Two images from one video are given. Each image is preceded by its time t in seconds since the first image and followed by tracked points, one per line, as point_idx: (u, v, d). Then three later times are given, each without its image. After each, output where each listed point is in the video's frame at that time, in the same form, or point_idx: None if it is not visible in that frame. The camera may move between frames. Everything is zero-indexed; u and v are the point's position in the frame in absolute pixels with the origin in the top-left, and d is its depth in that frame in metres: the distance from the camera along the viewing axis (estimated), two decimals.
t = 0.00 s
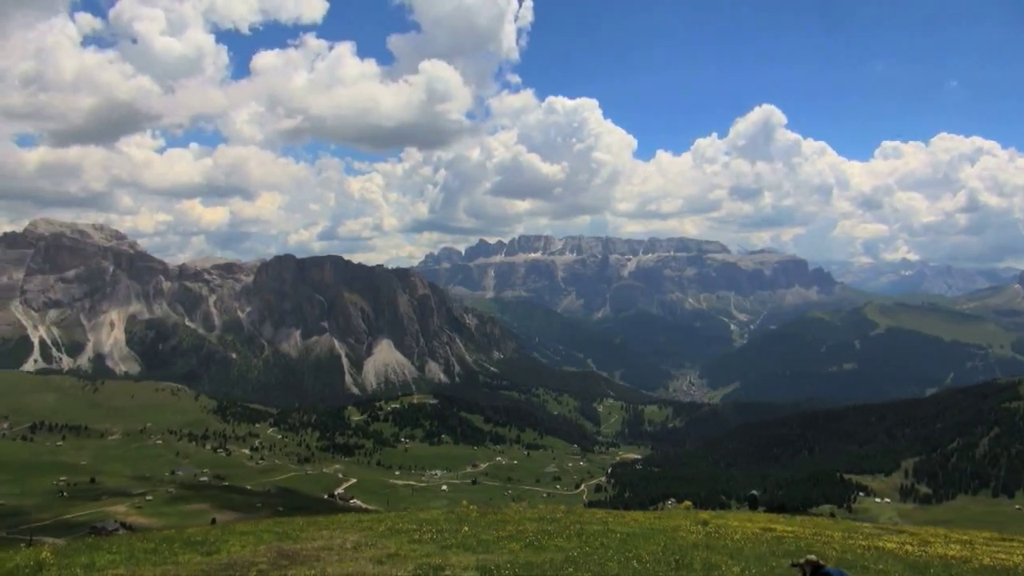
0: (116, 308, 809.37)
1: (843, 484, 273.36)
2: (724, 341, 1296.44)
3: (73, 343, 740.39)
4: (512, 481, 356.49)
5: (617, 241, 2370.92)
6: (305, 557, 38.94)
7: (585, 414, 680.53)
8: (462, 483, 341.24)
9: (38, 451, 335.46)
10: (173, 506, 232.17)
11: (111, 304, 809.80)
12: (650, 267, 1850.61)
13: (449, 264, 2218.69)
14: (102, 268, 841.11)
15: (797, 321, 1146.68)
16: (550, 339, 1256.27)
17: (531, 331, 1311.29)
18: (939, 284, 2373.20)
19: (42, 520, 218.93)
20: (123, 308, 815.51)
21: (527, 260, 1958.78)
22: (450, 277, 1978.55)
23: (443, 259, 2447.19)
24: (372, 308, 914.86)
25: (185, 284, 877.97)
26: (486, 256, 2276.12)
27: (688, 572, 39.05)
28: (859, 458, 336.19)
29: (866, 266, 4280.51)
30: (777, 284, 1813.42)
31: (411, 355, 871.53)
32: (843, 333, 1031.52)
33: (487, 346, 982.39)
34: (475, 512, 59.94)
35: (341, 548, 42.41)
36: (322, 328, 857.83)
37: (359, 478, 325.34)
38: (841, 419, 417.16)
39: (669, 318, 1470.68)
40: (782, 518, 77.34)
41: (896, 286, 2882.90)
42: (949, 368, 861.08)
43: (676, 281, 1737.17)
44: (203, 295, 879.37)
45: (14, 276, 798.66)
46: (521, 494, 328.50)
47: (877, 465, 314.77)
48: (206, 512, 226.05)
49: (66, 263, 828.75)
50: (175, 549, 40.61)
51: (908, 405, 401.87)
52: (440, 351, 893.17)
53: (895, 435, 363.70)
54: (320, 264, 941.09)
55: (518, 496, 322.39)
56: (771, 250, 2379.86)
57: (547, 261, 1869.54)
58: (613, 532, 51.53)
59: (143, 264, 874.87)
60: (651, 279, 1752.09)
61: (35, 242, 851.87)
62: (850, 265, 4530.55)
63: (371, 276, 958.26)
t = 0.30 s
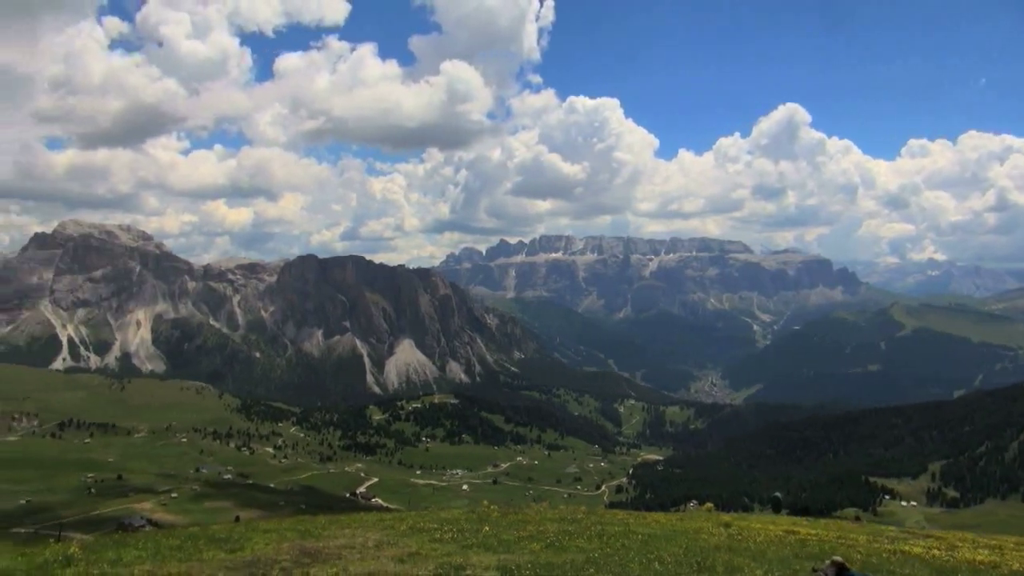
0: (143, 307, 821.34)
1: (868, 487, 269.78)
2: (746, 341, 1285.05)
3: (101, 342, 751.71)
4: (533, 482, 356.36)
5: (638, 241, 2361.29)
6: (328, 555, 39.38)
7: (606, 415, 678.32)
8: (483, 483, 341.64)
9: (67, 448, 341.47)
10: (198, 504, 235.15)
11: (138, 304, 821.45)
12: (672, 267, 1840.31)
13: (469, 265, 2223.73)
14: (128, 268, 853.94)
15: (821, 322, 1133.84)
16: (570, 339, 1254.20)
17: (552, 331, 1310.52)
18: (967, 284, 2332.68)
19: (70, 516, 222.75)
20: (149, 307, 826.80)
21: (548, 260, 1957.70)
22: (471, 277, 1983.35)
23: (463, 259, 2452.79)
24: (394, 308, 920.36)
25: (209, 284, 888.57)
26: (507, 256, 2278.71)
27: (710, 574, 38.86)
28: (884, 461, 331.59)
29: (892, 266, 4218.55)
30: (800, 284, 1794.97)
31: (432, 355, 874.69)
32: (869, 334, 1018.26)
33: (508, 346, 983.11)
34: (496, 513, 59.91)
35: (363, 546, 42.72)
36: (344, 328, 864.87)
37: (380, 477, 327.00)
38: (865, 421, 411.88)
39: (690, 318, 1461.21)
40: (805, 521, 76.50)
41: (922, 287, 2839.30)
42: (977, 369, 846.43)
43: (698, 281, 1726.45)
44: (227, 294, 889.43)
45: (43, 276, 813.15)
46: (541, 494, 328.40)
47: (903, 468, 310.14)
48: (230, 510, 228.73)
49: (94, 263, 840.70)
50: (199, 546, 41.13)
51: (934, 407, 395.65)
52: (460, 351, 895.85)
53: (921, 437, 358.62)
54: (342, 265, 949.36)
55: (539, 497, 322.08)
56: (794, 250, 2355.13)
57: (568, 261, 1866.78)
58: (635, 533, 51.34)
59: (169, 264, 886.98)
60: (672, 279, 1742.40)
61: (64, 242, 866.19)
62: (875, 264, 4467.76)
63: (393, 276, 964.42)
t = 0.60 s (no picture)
0: (170, 307, 833.50)
1: (896, 491, 265.33)
2: (771, 342, 1271.97)
3: (129, 341, 764.77)
4: (555, 482, 355.92)
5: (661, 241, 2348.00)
6: (351, 553, 39.73)
7: (629, 415, 675.45)
8: (505, 483, 341.78)
9: (96, 445, 348.11)
10: (223, 501, 238.48)
11: (165, 304, 834.26)
12: (695, 267, 1827.43)
13: (492, 265, 2227.73)
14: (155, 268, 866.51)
15: (847, 323, 1118.88)
16: (592, 340, 1250.79)
17: (574, 331, 1308.16)
18: (998, 284, 2286.81)
19: (99, 512, 226.94)
20: (176, 307, 839.51)
21: (570, 260, 1954.12)
22: (493, 277, 1986.66)
23: (486, 258, 2457.20)
24: (417, 308, 924.80)
25: (235, 284, 899.13)
26: (530, 256, 2279.03)
27: None
28: (912, 464, 326.23)
29: (921, 266, 4148.25)
30: (826, 284, 1772.60)
31: (454, 355, 877.21)
32: (896, 335, 1002.89)
33: (530, 346, 982.91)
34: (519, 513, 59.81)
35: (387, 545, 43.00)
36: (367, 327, 871.25)
37: (403, 477, 328.67)
38: (893, 424, 405.36)
39: (714, 318, 1449.35)
40: (832, 524, 75.29)
41: (952, 287, 2790.00)
42: (1009, 371, 829.36)
43: (722, 282, 1712.80)
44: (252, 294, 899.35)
45: (73, 276, 828.27)
46: (563, 494, 327.92)
47: (931, 471, 304.63)
48: (254, 507, 231.74)
49: (122, 263, 856.03)
50: (225, 543, 41.71)
51: (964, 410, 388.37)
52: (483, 351, 897.56)
53: (951, 440, 352.30)
54: (365, 265, 957.35)
55: (561, 497, 321.54)
56: (820, 250, 2326.56)
57: (590, 261, 1862.16)
58: (658, 535, 51.04)
59: (195, 264, 898.94)
60: (696, 279, 1730.35)
61: (93, 243, 882.77)
62: (904, 264, 4397.54)
63: (416, 276, 969.76)
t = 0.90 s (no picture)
0: (197, 307, 845.32)
1: (926, 495, 260.77)
2: (798, 342, 1256.81)
3: (157, 340, 777.18)
4: (578, 483, 354.99)
5: (685, 241, 2331.34)
6: (376, 552, 40.09)
7: (652, 416, 671.37)
8: (529, 483, 341.64)
9: (126, 442, 354.34)
10: (250, 498, 241.61)
11: (193, 303, 846.43)
12: (720, 267, 1812.00)
13: (515, 265, 2228.33)
14: (184, 268, 879.74)
15: (875, 323, 1102.51)
16: (616, 340, 1246.11)
17: (598, 332, 1304.19)
18: None
19: (129, 508, 231.47)
20: (203, 307, 851.27)
21: (594, 260, 1948.56)
22: (516, 277, 1986.90)
23: (509, 259, 2459.80)
24: (440, 308, 929.25)
25: (261, 284, 909.61)
26: (553, 256, 2276.48)
27: None
28: (942, 467, 320.75)
29: (952, 266, 4067.97)
30: (854, 285, 1747.84)
31: (477, 355, 879.15)
32: (926, 336, 986.33)
33: (553, 346, 981.86)
34: (542, 513, 59.73)
35: (409, 543, 43.11)
36: (391, 327, 877.41)
37: (426, 476, 330.29)
38: (922, 426, 398.20)
39: (739, 319, 1435.94)
40: (859, 526, 74.33)
41: (984, 288, 2732.90)
42: None
43: (747, 282, 1696.14)
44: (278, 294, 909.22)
45: (104, 276, 843.72)
46: (587, 495, 327.22)
47: (962, 474, 298.88)
48: (280, 505, 234.66)
49: (151, 263, 869.67)
50: (251, 540, 42.16)
51: (996, 413, 380.55)
52: (506, 351, 899.08)
53: (982, 444, 345.28)
54: (389, 265, 964.56)
55: (584, 498, 320.94)
56: (848, 250, 2294.64)
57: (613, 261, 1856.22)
58: (681, 537, 50.70)
59: (222, 264, 911.00)
60: (721, 280, 1715.52)
61: (123, 243, 898.33)
62: (935, 264, 4316.78)
63: (439, 276, 974.33)
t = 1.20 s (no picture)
0: (225, 306, 856.81)
1: (957, 500, 255.61)
2: (826, 343, 1239.86)
3: (186, 339, 789.22)
4: (603, 484, 353.68)
5: (711, 241, 2312.08)
6: (401, 550, 40.27)
7: (677, 417, 666.57)
8: (553, 483, 341.20)
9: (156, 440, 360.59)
10: (276, 496, 244.31)
11: (221, 303, 858.34)
12: (747, 267, 1794.25)
13: (539, 265, 2227.73)
14: (212, 268, 892.55)
15: (906, 324, 1083.68)
16: (640, 340, 1240.17)
17: (622, 333, 1299.01)
18: None
19: (158, 505, 235.51)
20: (231, 307, 862.91)
21: (618, 260, 1940.62)
22: (540, 277, 1986.90)
23: (533, 259, 2459.92)
24: (464, 308, 932.41)
25: (288, 283, 919.94)
26: (577, 256, 2272.20)
27: None
28: (974, 471, 314.18)
29: (986, 267, 3982.51)
30: (884, 285, 1719.70)
31: (501, 355, 880.36)
32: (958, 338, 967.56)
33: (577, 346, 979.87)
34: (566, 514, 59.57)
35: (434, 543, 43.21)
36: (416, 327, 882.52)
37: (450, 475, 331.40)
38: (954, 429, 390.45)
39: (766, 319, 1420.46)
40: (889, 531, 73.04)
41: (1018, 289, 2673.83)
42: None
43: (774, 283, 1676.91)
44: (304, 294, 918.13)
45: (135, 276, 859.45)
46: (611, 496, 325.80)
47: (995, 479, 292.40)
48: (305, 503, 237.04)
49: (180, 263, 884.10)
50: (278, 537, 42.62)
51: None
52: (530, 351, 899.21)
53: (1016, 448, 337.47)
54: (414, 265, 970.08)
55: (608, 499, 319.72)
56: (877, 249, 2257.95)
57: (638, 261, 1847.96)
58: (706, 539, 50.33)
59: (250, 264, 922.67)
60: (747, 280, 1698.16)
61: (153, 244, 913.70)
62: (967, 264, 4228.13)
63: (464, 276, 977.55)
